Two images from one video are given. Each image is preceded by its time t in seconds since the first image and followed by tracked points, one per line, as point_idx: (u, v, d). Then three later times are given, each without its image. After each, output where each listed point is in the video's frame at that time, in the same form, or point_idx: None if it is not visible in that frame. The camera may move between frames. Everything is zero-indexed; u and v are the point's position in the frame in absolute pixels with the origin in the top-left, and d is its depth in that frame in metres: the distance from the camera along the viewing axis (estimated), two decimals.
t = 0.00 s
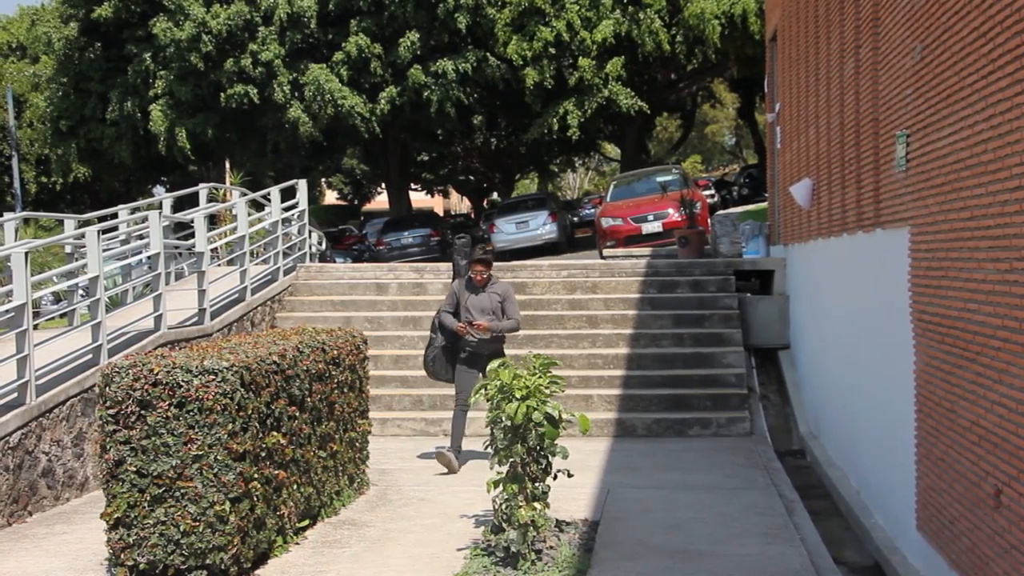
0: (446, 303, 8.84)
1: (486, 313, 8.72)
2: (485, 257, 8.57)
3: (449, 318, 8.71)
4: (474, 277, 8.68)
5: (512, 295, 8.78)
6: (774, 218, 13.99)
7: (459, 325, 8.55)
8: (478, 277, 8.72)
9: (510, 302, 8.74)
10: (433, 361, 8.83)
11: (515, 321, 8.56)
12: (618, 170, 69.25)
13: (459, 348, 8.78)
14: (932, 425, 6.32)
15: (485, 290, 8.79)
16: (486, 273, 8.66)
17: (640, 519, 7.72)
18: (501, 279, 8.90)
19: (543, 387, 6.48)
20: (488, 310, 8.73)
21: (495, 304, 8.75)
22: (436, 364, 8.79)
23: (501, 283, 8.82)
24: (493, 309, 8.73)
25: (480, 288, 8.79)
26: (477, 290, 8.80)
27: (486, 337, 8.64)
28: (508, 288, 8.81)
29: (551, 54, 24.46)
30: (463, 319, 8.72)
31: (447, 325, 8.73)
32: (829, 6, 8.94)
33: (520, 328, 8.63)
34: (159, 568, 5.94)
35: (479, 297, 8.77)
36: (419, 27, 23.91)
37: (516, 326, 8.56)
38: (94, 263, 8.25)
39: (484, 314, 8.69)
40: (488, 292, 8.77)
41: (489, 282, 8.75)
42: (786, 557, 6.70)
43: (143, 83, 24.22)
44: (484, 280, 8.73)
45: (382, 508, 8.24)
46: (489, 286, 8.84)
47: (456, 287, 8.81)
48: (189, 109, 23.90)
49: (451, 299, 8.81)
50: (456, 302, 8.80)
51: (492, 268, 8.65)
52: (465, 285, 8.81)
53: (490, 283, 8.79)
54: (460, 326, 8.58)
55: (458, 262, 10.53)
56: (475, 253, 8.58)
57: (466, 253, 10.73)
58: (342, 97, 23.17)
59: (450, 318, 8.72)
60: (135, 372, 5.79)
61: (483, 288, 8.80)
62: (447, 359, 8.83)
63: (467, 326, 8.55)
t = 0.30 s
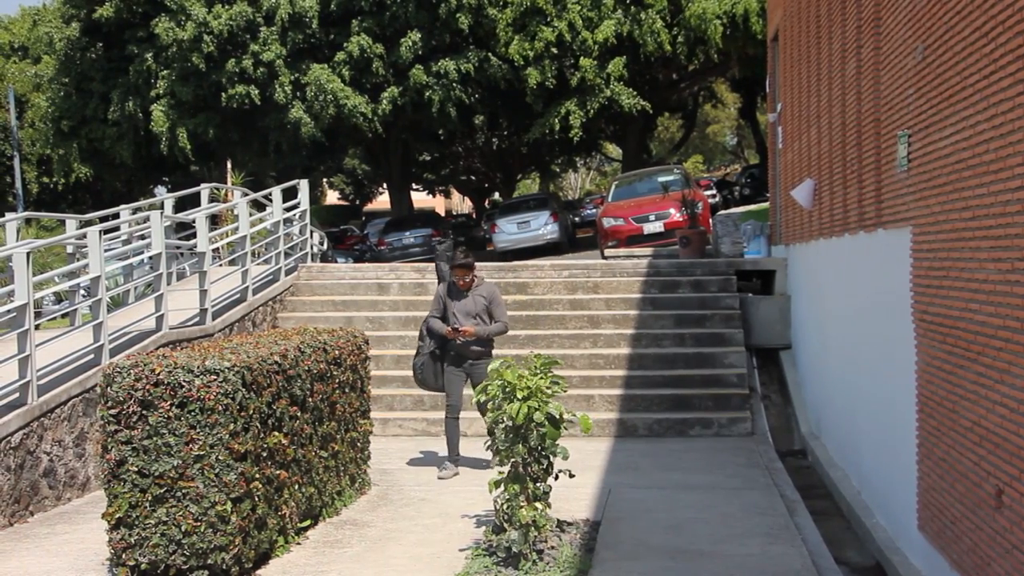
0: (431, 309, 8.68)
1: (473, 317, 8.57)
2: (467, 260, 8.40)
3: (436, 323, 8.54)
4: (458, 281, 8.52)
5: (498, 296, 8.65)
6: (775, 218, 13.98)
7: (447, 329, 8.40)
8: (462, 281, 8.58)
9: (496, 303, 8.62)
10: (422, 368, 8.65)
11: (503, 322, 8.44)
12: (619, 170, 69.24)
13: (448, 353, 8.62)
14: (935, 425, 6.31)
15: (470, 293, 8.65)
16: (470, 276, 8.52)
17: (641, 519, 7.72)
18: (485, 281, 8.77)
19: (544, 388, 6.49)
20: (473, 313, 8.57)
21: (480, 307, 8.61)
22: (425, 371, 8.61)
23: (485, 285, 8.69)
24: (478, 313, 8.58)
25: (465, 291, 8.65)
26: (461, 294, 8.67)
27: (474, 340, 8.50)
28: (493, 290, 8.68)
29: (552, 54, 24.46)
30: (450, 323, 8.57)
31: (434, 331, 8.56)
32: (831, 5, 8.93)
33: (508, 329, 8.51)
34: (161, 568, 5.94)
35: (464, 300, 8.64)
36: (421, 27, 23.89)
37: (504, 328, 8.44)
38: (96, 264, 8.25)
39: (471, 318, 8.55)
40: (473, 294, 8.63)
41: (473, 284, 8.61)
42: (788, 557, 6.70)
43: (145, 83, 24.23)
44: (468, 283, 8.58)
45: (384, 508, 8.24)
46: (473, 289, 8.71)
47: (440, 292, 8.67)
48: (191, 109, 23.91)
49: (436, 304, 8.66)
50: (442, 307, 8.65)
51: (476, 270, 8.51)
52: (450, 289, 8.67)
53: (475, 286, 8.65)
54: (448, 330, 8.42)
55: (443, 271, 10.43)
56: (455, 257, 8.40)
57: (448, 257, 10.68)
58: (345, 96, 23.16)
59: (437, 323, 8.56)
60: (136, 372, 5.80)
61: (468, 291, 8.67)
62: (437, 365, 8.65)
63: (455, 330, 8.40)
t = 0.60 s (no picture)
0: (422, 303, 8.52)
1: (466, 313, 8.43)
2: (462, 256, 8.26)
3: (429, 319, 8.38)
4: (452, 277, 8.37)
5: (492, 292, 8.52)
6: (775, 219, 13.98)
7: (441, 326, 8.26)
8: (456, 276, 8.43)
9: (490, 300, 8.49)
10: (415, 366, 8.50)
11: (497, 319, 8.33)
12: (620, 170, 69.32)
13: (441, 349, 8.50)
14: (935, 425, 6.31)
15: (463, 289, 8.51)
16: (464, 273, 8.38)
17: (642, 519, 7.72)
18: (478, 276, 8.63)
19: (544, 388, 6.49)
20: (466, 309, 8.44)
21: (474, 302, 8.47)
22: (417, 369, 8.47)
23: (479, 280, 8.55)
24: (472, 309, 8.45)
25: (458, 287, 8.50)
26: (454, 289, 8.52)
27: (467, 337, 8.38)
28: (487, 285, 8.55)
29: (552, 54, 24.47)
30: (442, 319, 8.42)
31: (426, 327, 8.43)
32: (831, 6, 8.93)
33: (502, 326, 8.41)
34: (161, 568, 5.95)
35: (457, 296, 8.49)
36: (421, 27, 23.86)
37: (498, 325, 8.33)
38: (96, 264, 8.24)
39: (463, 314, 8.42)
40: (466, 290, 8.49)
41: (466, 280, 8.47)
42: (789, 557, 6.71)
43: (146, 83, 24.23)
44: (462, 279, 8.44)
45: (385, 508, 8.24)
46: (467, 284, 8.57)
47: (432, 286, 8.49)
48: (191, 109, 23.90)
49: (428, 299, 8.48)
50: (433, 302, 8.49)
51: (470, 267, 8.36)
52: (442, 284, 8.51)
53: (468, 282, 8.51)
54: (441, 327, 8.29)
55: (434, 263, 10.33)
56: (451, 253, 8.26)
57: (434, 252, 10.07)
58: (346, 96, 23.15)
59: (429, 319, 8.42)
60: (137, 372, 5.80)
61: (461, 287, 8.53)
62: (429, 362, 8.52)
63: (449, 327, 8.27)
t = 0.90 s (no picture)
0: (423, 308, 8.42)
1: (466, 324, 8.28)
2: (467, 265, 8.11)
3: (427, 326, 8.28)
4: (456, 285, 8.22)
5: (496, 305, 8.34)
6: (777, 219, 13.97)
7: (437, 335, 8.14)
8: (460, 285, 8.29)
9: (492, 313, 8.32)
10: (408, 371, 8.44)
11: (496, 335, 8.15)
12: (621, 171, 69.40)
13: (437, 358, 8.40)
14: (936, 425, 6.31)
15: (466, 298, 8.36)
16: (467, 283, 8.22)
17: (643, 520, 7.72)
18: (485, 286, 8.46)
19: (546, 388, 6.50)
20: (466, 320, 8.29)
21: (476, 314, 8.32)
22: (408, 375, 8.40)
23: (483, 291, 8.38)
24: (473, 320, 8.29)
25: (462, 296, 8.35)
26: (458, 297, 8.37)
27: (464, 348, 8.24)
28: (491, 297, 8.37)
29: (554, 55, 24.48)
30: (441, 327, 8.30)
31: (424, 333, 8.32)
32: (832, 6, 8.93)
33: (501, 342, 8.22)
34: (163, 568, 5.95)
35: (460, 305, 8.34)
36: (422, 27, 23.83)
37: (497, 341, 8.15)
38: (97, 264, 8.24)
39: (463, 325, 8.26)
40: (469, 300, 8.34)
41: (470, 290, 8.31)
42: (791, 557, 6.71)
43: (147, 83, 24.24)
44: (466, 289, 8.28)
45: (386, 509, 8.24)
46: (472, 294, 8.41)
47: (435, 292, 8.36)
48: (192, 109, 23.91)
49: (429, 304, 8.37)
50: (435, 308, 8.37)
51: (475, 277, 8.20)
52: (445, 291, 8.39)
53: (472, 291, 8.35)
54: (438, 336, 8.16)
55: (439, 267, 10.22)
56: (455, 261, 8.11)
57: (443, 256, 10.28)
58: (347, 96, 23.15)
59: (428, 326, 8.32)
60: (138, 372, 5.80)
61: (465, 296, 8.37)
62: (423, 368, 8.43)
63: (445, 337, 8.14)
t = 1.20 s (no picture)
0: (433, 301, 8.19)
1: (476, 316, 8.06)
2: (477, 255, 7.93)
3: (437, 317, 8.04)
4: (466, 275, 8.03)
5: (507, 296, 8.14)
6: (789, 218, 13.94)
7: (448, 326, 7.90)
8: (470, 276, 8.09)
9: (504, 304, 8.11)
10: (416, 365, 8.17)
11: (509, 326, 7.93)
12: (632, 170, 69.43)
13: (447, 352, 8.14)
14: (950, 425, 6.31)
15: (477, 290, 8.14)
16: (478, 273, 8.02)
17: (656, 520, 7.73)
18: (494, 279, 8.26)
19: (558, 388, 6.51)
20: (477, 312, 8.07)
21: (487, 306, 8.11)
22: (416, 369, 8.11)
23: (494, 283, 8.17)
24: (483, 312, 8.08)
25: (472, 288, 8.14)
26: (467, 289, 8.16)
27: (475, 341, 8.00)
28: (501, 289, 8.17)
29: (566, 54, 24.46)
30: (452, 319, 8.07)
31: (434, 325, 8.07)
32: (844, 5, 8.93)
33: (514, 334, 8.00)
34: (177, 567, 5.97)
35: (470, 297, 8.12)
36: (434, 28, 23.78)
37: (510, 332, 7.93)
38: (110, 264, 8.26)
39: (474, 316, 8.05)
40: (480, 292, 8.12)
41: (481, 281, 8.12)
42: (803, 557, 6.71)
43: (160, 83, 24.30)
44: (476, 280, 8.08)
45: (399, 509, 8.25)
46: (482, 285, 8.20)
47: (444, 283, 8.17)
48: (204, 110, 23.94)
49: (439, 296, 8.16)
50: (444, 299, 8.17)
51: (485, 267, 8.00)
52: (454, 283, 8.16)
53: (483, 283, 8.15)
54: (449, 326, 7.92)
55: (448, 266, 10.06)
56: (466, 250, 7.95)
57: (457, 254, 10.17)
58: (357, 98, 23.15)
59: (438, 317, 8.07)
60: (152, 372, 5.82)
61: (475, 287, 8.16)
62: (432, 361, 8.17)
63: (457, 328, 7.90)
